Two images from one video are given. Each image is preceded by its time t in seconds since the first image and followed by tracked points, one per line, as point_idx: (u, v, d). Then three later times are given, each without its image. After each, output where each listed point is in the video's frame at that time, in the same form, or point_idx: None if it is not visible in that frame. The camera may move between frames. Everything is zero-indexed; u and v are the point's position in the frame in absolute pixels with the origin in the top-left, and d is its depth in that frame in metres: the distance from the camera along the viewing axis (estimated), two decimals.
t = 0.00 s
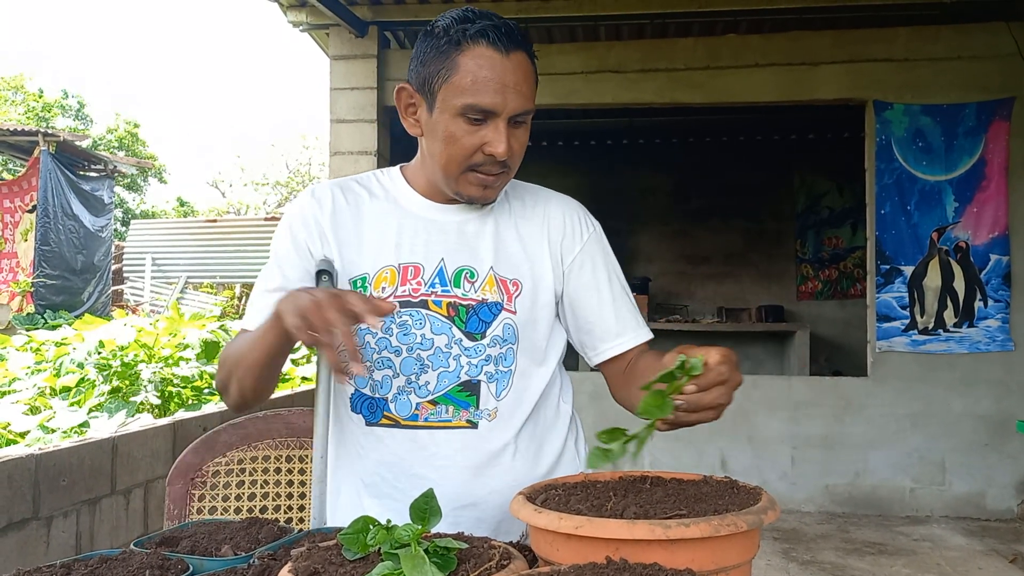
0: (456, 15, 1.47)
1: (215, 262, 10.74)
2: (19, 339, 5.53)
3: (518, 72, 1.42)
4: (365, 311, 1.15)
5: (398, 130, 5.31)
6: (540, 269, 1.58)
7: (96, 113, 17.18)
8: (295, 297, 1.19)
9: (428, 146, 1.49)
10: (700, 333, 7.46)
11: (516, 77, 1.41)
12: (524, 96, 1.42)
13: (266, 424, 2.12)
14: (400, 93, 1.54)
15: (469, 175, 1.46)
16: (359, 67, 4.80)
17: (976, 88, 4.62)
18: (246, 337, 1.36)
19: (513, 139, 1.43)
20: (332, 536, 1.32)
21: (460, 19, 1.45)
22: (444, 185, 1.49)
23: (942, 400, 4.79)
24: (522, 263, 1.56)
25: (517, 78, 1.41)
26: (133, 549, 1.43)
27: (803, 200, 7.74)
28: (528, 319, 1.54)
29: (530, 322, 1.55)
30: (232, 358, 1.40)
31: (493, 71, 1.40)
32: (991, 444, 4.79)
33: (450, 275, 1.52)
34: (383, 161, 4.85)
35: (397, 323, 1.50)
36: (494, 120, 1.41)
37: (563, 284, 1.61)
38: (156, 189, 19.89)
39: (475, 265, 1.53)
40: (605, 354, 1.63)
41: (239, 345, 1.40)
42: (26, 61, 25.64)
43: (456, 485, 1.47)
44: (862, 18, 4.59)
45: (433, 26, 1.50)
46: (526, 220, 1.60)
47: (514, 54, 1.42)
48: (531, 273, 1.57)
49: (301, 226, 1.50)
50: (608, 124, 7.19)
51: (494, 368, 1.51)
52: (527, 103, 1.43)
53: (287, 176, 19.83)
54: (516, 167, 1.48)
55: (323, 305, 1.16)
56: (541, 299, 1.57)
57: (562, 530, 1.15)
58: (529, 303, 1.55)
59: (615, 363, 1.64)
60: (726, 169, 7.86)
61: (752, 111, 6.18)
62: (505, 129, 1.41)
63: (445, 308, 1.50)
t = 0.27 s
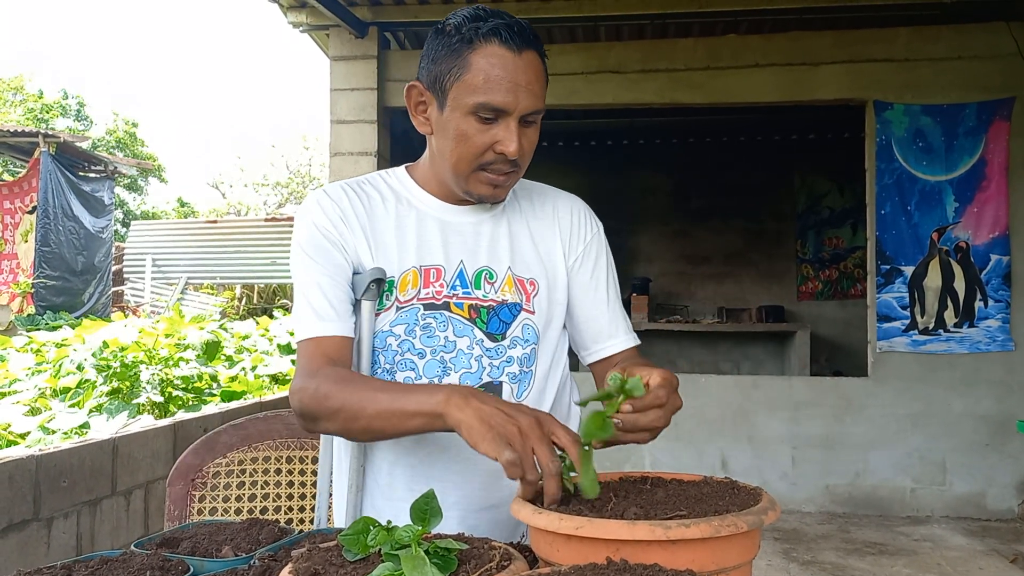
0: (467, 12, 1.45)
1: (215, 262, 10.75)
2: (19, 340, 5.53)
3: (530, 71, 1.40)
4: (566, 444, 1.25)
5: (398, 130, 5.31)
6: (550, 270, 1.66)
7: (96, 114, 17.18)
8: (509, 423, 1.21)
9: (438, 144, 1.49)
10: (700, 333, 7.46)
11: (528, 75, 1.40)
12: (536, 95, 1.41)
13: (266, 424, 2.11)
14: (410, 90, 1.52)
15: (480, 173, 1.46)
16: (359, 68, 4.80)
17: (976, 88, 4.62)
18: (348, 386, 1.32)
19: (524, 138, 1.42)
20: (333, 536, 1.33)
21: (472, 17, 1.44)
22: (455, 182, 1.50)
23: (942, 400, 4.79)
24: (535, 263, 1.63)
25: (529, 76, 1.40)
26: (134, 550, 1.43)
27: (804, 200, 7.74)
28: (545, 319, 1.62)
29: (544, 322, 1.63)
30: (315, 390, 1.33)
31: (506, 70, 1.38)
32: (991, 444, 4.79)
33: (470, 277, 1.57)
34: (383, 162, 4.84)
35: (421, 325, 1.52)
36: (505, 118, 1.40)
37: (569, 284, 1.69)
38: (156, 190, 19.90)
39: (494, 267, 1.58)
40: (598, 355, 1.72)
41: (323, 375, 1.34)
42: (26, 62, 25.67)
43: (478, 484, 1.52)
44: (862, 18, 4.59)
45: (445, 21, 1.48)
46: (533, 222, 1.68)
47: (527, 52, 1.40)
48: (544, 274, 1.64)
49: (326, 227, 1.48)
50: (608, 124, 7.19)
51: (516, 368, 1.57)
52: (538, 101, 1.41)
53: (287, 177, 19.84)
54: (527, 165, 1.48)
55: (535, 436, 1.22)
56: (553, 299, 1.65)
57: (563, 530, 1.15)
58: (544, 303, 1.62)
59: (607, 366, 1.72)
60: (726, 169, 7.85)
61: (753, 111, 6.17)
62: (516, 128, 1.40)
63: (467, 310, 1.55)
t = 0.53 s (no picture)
0: (487, 15, 1.44)
1: (216, 263, 10.75)
2: (20, 341, 5.53)
3: (550, 78, 1.39)
4: (576, 467, 1.26)
5: (399, 131, 5.31)
6: (567, 271, 1.67)
7: (97, 115, 17.19)
8: (514, 458, 1.24)
9: (455, 149, 1.48)
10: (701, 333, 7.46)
11: (549, 83, 1.38)
12: (556, 103, 1.40)
13: (268, 425, 2.10)
14: (426, 93, 1.51)
15: (496, 181, 1.46)
16: (360, 69, 4.80)
17: (977, 87, 4.62)
18: (361, 406, 1.32)
19: (542, 146, 1.42)
20: (336, 537, 1.33)
21: (492, 21, 1.42)
22: (470, 188, 1.50)
23: (944, 400, 4.79)
24: (550, 267, 1.64)
25: (550, 84, 1.38)
26: (137, 551, 1.43)
27: (805, 200, 7.74)
28: (559, 324, 1.63)
29: (560, 325, 1.64)
30: (324, 399, 1.32)
31: (526, 77, 1.37)
32: (993, 444, 4.79)
33: (484, 282, 1.57)
34: (384, 163, 4.85)
35: (433, 331, 1.54)
36: (524, 127, 1.39)
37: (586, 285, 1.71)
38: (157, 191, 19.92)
39: (508, 271, 1.59)
40: (629, 352, 1.72)
41: (331, 386, 1.34)
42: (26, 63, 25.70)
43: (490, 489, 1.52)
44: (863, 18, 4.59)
45: (464, 24, 1.47)
46: (549, 222, 1.68)
47: (547, 59, 1.39)
48: (560, 276, 1.65)
49: (337, 227, 1.49)
50: (609, 125, 7.19)
51: (527, 375, 1.58)
52: (557, 108, 1.40)
53: (288, 178, 19.86)
54: (543, 172, 1.48)
55: (541, 460, 1.25)
56: (569, 302, 1.66)
57: (565, 531, 1.15)
58: (558, 306, 1.63)
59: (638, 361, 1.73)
60: (727, 169, 7.85)
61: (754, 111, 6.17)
62: (535, 137, 1.40)
63: (480, 316, 1.56)
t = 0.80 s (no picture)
0: (495, 18, 1.44)
1: (217, 264, 10.77)
2: (22, 342, 5.53)
3: (559, 82, 1.38)
4: (572, 469, 1.25)
5: (400, 132, 5.32)
6: (576, 272, 1.67)
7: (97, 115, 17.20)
8: (507, 464, 1.22)
9: (462, 153, 1.48)
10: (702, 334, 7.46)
11: (557, 87, 1.38)
12: (564, 107, 1.39)
13: (270, 426, 2.10)
14: (432, 97, 1.51)
15: (503, 185, 1.47)
16: (361, 69, 4.80)
17: (978, 87, 4.62)
18: (362, 417, 1.33)
19: (550, 150, 1.42)
20: (338, 538, 1.33)
21: (500, 24, 1.42)
22: (478, 192, 1.50)
23: (945, 400, 4.79)
24: (558, 269, 1.64)
25: (558, 88, 1.38)
26: (139, 552, 1.44)
27: (806, 200, 7.74)
28: (565, 327, 1.63)
29: (567, 327, 1.64)
30: (329, 410, 1.35)
31: (534, 82, 1.36)
32: (994, 444, 4.79)
33: (491, 285, 1.58)
34: (385, 163, 4.86)
35: (438, 335, 1.54)
36: (532, 132, 1.39)
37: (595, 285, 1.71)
38: (158, 191, 19.94)
39: (514, 274, 1.59)
40: (656, 342, 1.74)
41: (336, 396, 1.36)
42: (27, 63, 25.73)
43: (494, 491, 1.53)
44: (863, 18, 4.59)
45: (470, 28, 1.46)
46: (557, 223, 1.68)
47: (555, 63, 1.39)
48: (568, 278, 1.66)
49: (343, 231, 1.49)
50: (610, 125, 7.19)
51: (532, 378, 1.59)
52: (565, 112, 1.40)
53: (289, 179, 19.88)
54: (551, 176, 1.48)
55: (535, 465, 1.23)
56: (577, 303, 1.66)
57: (567, 531, 1.15)
58: (565, 309, 1.64)
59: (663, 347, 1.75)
60: (728, 170, 7.85)
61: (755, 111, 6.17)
62: (542, 142, 1.39)
63: (487, 319, 1.56)
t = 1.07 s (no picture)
0: (500, 22, 1.44)
1: (219, 265, 10.78)
2: (24, 343, 5.53)
3: (563, 88, 1.38)
4: (575, 470, 1.26)
5: (401, 133, 5.32)
6: (578, 275, 1.67)
7: (98, 116, 17.22)
8: (509, 467, 1.23)
9: (466, 158, 1.49)
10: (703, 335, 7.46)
11: (562, 94, 1.38)
12: (569, 113, 1.39)
13: (272, 427, 2.09)
14: (436, 101, 1.51)
15: (508, 191, 1.47)
16: (362, 70, 4.81)
17: (980, 88, 4.62)
18: (364, 421, 1.33)
19: (554, 156, 1.42)
20: (341, 539, 1.34)
21: (504, 30, 1.42)
22: (482, 197, 1.51)
23: (946, 401, 4.79)
24: (561, 272, 1.65)
25: (562, 95, 1.38)
26: (143, 553, 1.44)
27: (807, 200, 7.74)
28: (568, 329, 1.64)
29: (569, 329, 1.64)
30: (332, 414, 1.35)
31: (538, 89, 1.36)
32: (996, 445, 4.79)
33: (493, 288, 1.58)
34: (386, 164, 4.86)
35: (441, 338, 1.54)
36: (536, 139, 1.39)
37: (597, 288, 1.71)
38: (159, 192, 19.96)
39: (517, 277, 1.60)
40: (645, 352, 1.76)
41: (338, 399, 1.36)
42: (28, 64, 25.75)
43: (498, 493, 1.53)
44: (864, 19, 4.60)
45: (476, 32, 1.46)
46: (559, 225, 1.68)
47: (560, 69, 1.39)
48: (571, 281, 1.66)
49: (345, 232, 1.48)
50: (612, 126, 7.19)
51: (536, 381, 1.59)
52: (570, 119, 1.40)
53: (290, 179, 19.90)
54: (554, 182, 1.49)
55: (538, 467, 1.23)
56: (579, 306, 1.67)
57: (570, 532, 1.15)
58: (568, 312, 1.64)
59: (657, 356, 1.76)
60: (729, 170, 7.85)
61: (756, 112, 6.17)
62: (547, 148, 1.40)
63: (489, 322, 1.57)
